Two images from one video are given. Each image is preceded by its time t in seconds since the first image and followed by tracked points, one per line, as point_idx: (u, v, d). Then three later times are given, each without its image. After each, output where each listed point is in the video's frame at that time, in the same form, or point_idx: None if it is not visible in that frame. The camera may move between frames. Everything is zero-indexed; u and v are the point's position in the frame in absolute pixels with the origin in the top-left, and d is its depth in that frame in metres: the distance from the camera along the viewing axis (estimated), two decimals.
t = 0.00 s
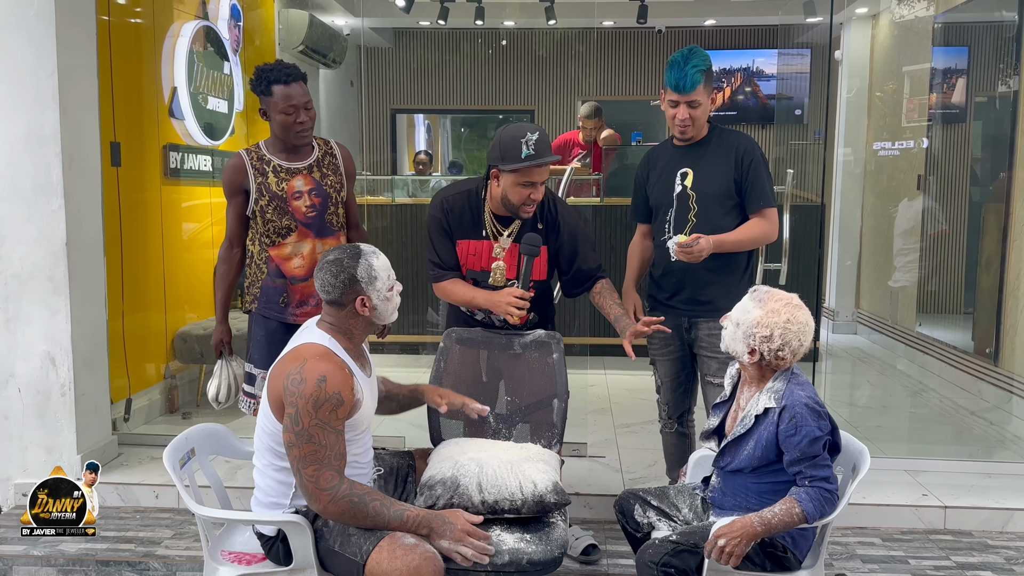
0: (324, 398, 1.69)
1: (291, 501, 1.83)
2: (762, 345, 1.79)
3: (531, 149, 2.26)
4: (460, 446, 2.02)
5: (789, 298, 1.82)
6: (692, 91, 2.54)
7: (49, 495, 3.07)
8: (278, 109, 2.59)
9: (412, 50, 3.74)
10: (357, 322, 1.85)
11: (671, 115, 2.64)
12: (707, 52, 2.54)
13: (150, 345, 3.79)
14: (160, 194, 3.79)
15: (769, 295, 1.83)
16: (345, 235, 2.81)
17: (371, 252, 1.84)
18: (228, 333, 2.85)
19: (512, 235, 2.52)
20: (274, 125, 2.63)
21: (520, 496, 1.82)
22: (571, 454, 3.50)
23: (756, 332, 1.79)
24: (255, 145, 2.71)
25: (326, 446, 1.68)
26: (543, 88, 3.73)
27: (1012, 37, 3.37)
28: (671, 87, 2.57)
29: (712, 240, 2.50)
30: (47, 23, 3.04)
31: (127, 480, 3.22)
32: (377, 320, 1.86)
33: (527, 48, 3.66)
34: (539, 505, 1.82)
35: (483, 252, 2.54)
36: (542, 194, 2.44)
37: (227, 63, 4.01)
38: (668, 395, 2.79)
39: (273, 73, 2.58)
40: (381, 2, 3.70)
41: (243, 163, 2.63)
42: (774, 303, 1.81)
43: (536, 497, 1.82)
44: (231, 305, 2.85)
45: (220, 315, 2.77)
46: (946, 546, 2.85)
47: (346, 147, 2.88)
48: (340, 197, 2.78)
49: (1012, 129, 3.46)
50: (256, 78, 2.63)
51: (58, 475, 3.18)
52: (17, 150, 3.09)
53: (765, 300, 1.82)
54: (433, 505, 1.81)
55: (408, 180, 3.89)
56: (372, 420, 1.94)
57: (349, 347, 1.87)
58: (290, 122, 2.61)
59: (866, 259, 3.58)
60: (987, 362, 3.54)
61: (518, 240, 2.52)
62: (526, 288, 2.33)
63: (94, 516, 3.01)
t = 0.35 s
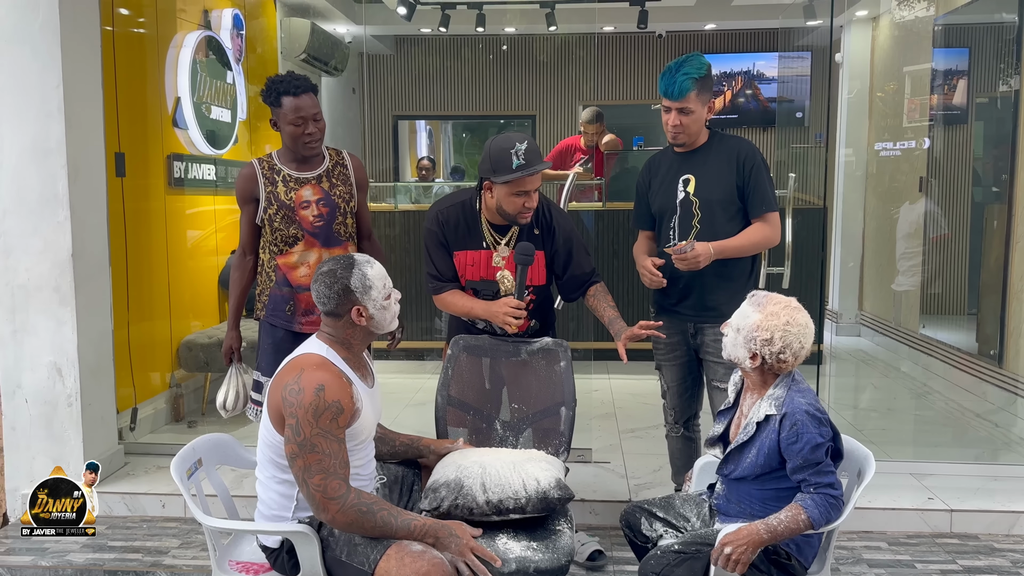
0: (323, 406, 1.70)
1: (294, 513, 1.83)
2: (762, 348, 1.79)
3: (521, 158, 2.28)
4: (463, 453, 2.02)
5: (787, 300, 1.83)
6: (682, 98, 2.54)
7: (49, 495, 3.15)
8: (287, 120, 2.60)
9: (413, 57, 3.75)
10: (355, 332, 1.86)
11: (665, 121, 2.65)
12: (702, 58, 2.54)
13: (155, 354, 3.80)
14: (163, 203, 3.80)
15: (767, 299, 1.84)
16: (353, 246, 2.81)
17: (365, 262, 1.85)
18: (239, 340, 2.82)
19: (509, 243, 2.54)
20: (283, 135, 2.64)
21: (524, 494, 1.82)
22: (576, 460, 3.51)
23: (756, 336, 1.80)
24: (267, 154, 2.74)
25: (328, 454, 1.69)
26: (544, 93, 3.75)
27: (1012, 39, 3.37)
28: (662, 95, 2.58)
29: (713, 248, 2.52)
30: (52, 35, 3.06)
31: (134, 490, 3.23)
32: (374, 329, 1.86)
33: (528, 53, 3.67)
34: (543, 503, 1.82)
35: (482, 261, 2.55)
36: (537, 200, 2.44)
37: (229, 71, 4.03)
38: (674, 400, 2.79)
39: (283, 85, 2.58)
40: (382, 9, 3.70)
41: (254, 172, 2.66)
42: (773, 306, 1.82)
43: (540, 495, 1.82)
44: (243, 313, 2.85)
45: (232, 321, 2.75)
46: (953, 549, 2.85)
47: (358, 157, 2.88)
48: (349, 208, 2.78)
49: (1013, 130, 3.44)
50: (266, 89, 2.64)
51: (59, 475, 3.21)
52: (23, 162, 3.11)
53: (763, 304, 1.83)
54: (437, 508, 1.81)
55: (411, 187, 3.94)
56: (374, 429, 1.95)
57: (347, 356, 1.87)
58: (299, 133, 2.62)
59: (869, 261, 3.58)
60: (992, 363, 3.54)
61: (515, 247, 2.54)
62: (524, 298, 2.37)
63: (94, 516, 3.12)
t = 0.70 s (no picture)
0: (319, 421, 1.70)
1: (289, 526, 1.83)
2: (757, 358, 1.79)
3: (514, 167, 2.27)
4: (458, 466, 2.01)
5: (781, 310, 1.83)
6: (679, 106, 2.54)
7: (49, 494, 3.20)
8: (285, 131, 2.60)
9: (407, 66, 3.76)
10: (344, 344, 1.85)
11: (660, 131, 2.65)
12: (696, 66, 2.54)
13: (150, 366, 3.80)
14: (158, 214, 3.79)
15: (761, 309, 1.83)
16: (350, 256, 2.81)
17: (363, 276, 1.85)
18: (230, 351, 2.83)
19: (502, 251, 2.53)
20: (282, 147, 2.64)
21: (523, 516, 1.81)
22: (572, 469, 3.51)
23: (750, 346, 1.80)
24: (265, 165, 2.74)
25: (323, 468, 1.69)
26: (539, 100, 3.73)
27: (1003, 46, 3.41)
28: (659, 102, 2.59)
29: (707, 255, 2.55)
30: (45, 46, 3.06)
31: (128, 502, 3.22)
32: (363, 344, 1.85)
33: (523, 62, 3.68)
34: (542, 526, 1.82)
35: (474, 269, 2.55)
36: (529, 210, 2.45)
37: (224, 81, 4.04)
38: (669, 408, 2.79)
39: (280, 96, 2.58)
40: (377, 18, 3.73)
41: (251, 182, 2.66)
42: (767, 316, 1.82)
43: (540, 517, 1.82)
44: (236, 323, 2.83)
45: (224, 332, 2.75)
46: (948, 557, 2.85)
47: (355, 168, 2.88)
48: (347, 218, 2.78)
49: (1006, 135, 3.48)
50: (263, 101, 2.65)
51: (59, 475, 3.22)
52: (15, 174, 3.10)
53: (757, 314, 1.83)
54: (434, 528, 1.82)
55: (406, 195, 3.91)
56: (366, 441, 1.95)
57: (339, 368, 1.87)
58: (297, 144, 2.62)
59: (864, 266, 3.54)
60: (987, 369, 3.54)
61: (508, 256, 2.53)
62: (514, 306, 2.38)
63: (94, 516, 3.18)
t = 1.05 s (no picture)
0: (309, 427, 1.69)
1: (283, 531, 1.82)
2: (752, 363, 1.79)
3: (513, 173, 2.27)
4: (459, 471, 2.01)
5: (775, 316, 1.83)
6: (681, 108, 2.55)
7: (49, 494, 3.20)
8: (287, 136, 2.60)
9: (407, 70, 3.77)
10: (335, 348, 1.84)
11: (664, 132, 2.66)
12: (700, 69, 2.55)
13: (148, 369, 3.79)
14: (156, 217, 3.79)
15: (756, 315, 1.84)
16: (350, 259, 2.82)
17: (378, 290, 1.85)
18: (230, 356, 2.81)
19: (501, 256, 2.54)
20: (283, 151, 2.64)
21: (527, 518, 1.81)
22: (571, 473, 3.50)
23: (746, 351, 1.79)
24: (264, 168, 2.73)
25: (312, 475, 1.68)
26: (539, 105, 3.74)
27: (1001, 51, 3.43)
28: (661, 105, 2.59)
29: (707, 260, 2.54)
30: (45, 51, 3.06)
31: (126, 506, 3.21)
32: (350, 354, 1.84)
33: (521, 67, 3.68)
34: (546, 527, 1.81)
35: (473, 274, 2.55)
36: (528, 214, 2.45)
37: (223, 85, 4.04)
38: (668, 413, 2.79)
39: (283, 101, 2.59)
40: (376, 22, 3.74)
41: (251, 186, 2.65)
42: (761, 321, 1.82)
43: (544, 519, 1.82)
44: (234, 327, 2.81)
45: (222, 338, 2.73)
46: (947, 561, 2.85)
47: (353, 172, 2.90)
48: (346, 222, 2.79)
49: (1003, 141, 3.49)
50: (264, 105, 2.64)
51: (59, 476, 3.22)
52: (14, 178, 3.10)
53: (752, 320, 1.83)
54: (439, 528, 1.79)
55: (404, 199, 3.94)
56: (361, 444, 1.94)
57: (330, 372, 1.86)
58: (299, 148, 2.62)
59: (863, 270, 3.52)
60: (985, 374, 3.55)
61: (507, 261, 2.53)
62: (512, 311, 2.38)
63: (94, 515, 3.19)
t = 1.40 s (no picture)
0: (319, 425, 1.70)
1: (285, 529, 1.83)
2: (752, 366, 1.80)
3: (514, 175, 2.28)
4: (458, 472, 2.01)
5: (775, 318, 1.83)
6: (686, 110, 2.56)
7: (49, 494, 3.19)
8: (288, 136, 2.61)
9: (408, 71, 3.78)
10: (343, 352, 1.85)
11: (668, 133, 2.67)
12: (706, 72, 2.55)
13: (148, 368, 3.79)
14: (157, 216, 3.80)
15: (757, 317, 1.84)
16: (351, 259, 2.83)
17: (389, 295, 1.86)
18: (233, 356, 2.83)
19: (501, 258, 2.54)
20: (284, 151, 2.65)
21: (526, 521, 1.81)
22: (570, 474, 3.51)
23: (746, 354, 1.80)
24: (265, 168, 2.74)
25: (320, 474, 1.69)
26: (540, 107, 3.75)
27: (1001, 56, 3.43)
28: (667, 106, 2.60)
29: (711, 263, 2.55)
30: (47, 49, 3.07)
31: (125, 504, 3.21)
32: (360, 359, 1.85)
33: (522, 68, 3.70)
34: (545, 530, 1.82)
35: (473, 275, 2.56)
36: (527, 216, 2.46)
37: (224, 85, 4.04)
38: (667, 415, 2.79)
39: (284, 101, 2.59)
40: (376, 23, 3.72)
41: (253, 185, 2.66)
42: (761, 324, 1.82)
43: (542, 522, 1.82)
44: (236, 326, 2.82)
45: (226, 337, 2.75)
46: (944, 564, 2.85)
47: (354, 173, 2.90)
48: (348, 221, 2.80)
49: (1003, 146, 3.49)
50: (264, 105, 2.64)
51: (60, 476, 3.22)
52: (15, 175, 3.10)
53: (752, 322, 1.83)
54: (437, 533, 1.80)
55: (403, 200, 3.96)
56: (365, 445, 1.95)
57: (338, 373, 1.87)
58: (300, 148, 2.63)
59: (861, 276, 3.54)
60: (984, 378, 3.56)
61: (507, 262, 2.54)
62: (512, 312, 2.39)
63: (93, 515, 3.18)
